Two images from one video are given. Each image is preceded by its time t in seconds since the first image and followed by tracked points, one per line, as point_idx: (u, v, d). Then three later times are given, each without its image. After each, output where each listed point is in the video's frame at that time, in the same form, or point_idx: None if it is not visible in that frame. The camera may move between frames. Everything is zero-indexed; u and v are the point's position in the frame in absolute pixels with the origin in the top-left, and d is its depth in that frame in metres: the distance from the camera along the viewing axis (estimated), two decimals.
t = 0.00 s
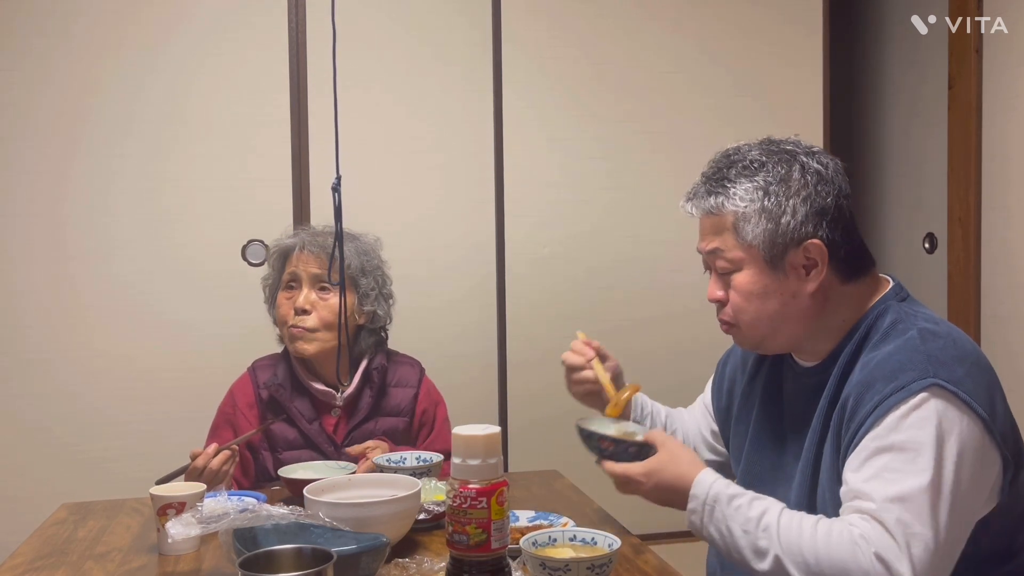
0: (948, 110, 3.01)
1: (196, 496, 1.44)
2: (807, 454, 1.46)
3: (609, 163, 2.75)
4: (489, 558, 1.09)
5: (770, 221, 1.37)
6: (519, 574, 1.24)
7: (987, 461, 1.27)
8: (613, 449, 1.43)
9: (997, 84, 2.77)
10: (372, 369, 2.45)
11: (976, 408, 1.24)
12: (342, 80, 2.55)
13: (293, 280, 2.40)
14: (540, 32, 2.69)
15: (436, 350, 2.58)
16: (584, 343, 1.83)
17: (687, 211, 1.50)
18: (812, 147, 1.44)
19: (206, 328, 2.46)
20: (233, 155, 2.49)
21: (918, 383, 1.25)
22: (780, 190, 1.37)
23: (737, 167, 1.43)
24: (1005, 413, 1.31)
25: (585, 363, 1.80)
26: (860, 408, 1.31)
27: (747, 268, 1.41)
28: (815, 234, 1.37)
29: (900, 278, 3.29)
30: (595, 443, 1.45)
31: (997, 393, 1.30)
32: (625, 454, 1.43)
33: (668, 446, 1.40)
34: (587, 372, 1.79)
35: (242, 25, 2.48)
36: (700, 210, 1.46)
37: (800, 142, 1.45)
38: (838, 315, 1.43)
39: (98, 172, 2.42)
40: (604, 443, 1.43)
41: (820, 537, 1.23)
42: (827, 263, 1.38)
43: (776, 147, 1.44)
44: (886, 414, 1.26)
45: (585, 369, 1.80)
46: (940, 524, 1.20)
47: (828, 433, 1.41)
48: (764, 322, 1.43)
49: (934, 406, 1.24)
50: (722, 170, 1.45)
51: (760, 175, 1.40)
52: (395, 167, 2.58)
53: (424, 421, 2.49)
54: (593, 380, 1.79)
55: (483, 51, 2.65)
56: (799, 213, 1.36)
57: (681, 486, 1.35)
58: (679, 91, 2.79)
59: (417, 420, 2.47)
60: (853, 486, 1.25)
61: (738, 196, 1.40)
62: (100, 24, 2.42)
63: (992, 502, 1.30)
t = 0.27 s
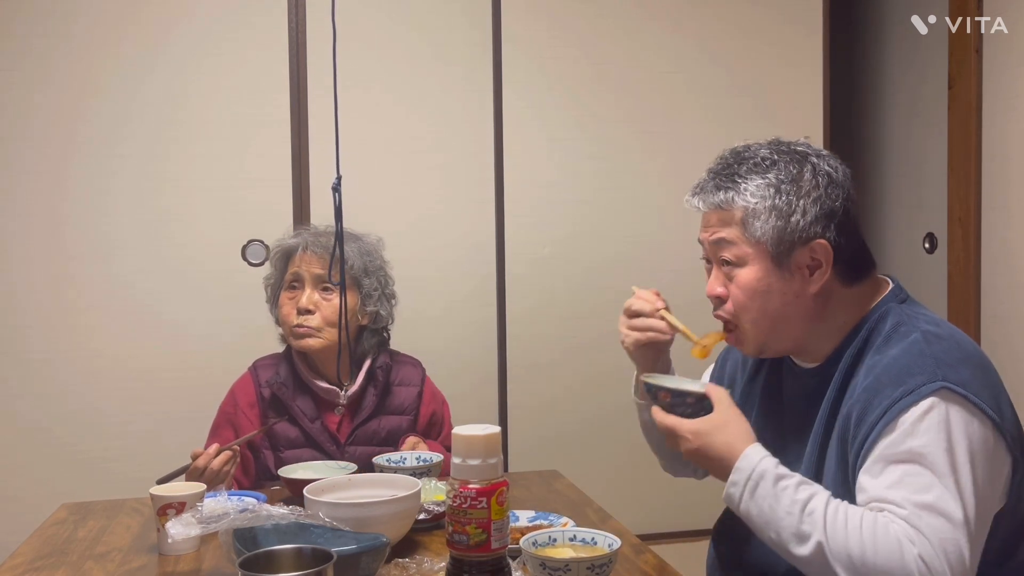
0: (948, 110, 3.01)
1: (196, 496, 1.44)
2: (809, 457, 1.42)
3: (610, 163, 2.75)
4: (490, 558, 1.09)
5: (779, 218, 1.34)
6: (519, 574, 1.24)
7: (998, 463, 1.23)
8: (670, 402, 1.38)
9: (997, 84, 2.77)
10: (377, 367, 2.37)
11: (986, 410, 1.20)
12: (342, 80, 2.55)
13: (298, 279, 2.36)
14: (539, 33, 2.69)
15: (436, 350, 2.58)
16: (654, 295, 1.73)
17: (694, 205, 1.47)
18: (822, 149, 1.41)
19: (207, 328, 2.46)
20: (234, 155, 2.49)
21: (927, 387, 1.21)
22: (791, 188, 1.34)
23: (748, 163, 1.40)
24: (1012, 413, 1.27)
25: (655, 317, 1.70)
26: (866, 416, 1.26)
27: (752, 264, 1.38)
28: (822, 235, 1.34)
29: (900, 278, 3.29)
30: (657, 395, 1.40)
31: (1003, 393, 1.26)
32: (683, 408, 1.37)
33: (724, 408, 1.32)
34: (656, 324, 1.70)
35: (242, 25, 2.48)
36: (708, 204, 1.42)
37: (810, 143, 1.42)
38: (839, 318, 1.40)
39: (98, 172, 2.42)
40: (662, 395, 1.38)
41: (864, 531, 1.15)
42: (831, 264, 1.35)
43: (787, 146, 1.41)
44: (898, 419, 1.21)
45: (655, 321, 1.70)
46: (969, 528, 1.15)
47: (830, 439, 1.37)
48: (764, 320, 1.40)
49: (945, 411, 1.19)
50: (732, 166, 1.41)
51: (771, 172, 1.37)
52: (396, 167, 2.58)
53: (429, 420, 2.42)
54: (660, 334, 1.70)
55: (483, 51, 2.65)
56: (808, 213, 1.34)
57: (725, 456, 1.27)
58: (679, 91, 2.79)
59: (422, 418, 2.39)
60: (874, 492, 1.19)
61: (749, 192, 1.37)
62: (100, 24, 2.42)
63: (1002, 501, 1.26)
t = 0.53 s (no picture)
0: (948, 110, 3.01)
1: (196, 496, 1.44)
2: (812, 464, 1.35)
3: (610, 164, 2.75)
4: (490, 558, 1.09)
5: (797, 221, 1.26)
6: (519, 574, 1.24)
7: (1007, 464, 1.19)
8: (696, 383, 1.32)
9: (997, 84, 2.77)
10: (377, 368, 2.30)
11: (995, 413, 1.15)
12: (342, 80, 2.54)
13: (301, 280, 2.32)
14: (539, 34, 2.69)
15: (436, 350, 2.59)
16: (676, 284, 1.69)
17: (701, 202, 1.36)
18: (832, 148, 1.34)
19: (207, 328, 2.46)
20: (234, 155, 2.49)
21: (937, 390, 1.15)
22: (808, 189, 1.26)
23: (761, 161, 1.30)
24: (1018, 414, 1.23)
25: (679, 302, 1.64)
26: (874, 422, 1.20)
27: (766, 265, 1.29)
28: (837, 238, 1.28)
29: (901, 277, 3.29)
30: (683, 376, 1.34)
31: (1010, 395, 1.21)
32: (708, 391, 1.31)
33: (750, 395, 1.26)
34: (677, 309, 1.63)
35: (243, 25, 2.48)
36: (718, 203, 1.32)
37: (819, 141, 1.34)
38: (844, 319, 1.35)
39: (98, 172, 2.42)
40: (689, 375, 1.32)
41: (884, 529, 1.09)
42: (844, 267, 1.29)
43: (798, 144, 1.32)
44: (907, 423, 1.15)
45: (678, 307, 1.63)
46: (984, 531, 1.11)
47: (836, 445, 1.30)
48: (774, 323, 1.32)
49: (955, 415, 1.14)
50: (745, 164, 1.32)
51: (786, 172, 1.28)
52: (396, 167, 2.58)
53: (430, 422, 2.35)
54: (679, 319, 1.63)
55: (483, 52, 2.65)
56: (824, 215, 1.26)
57: (745, 444, 1.22)
58: (680, 91, 2.79)
59: (423, 420, 2.33)
60: (887, 495, 1.14)
61: (765, 192, 1.27)
62: (100, 24, 2.42)
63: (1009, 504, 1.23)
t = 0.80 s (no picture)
0: (948, 110, 3.01)
1: (196, 496, 1.44)
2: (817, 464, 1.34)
3: (610, 164, 2.75)
4: (490, 558, 1.09)
5: (802, 228, 1.24)
6: (519, 574, 1.24)
7: (1012, 467, 1.19)
8: (703, 382, 1.34)
9: (998, 83, 2.77)
10: (377, 369, 2.31)
11: (1001, 416, 1.15)
12: (342, 80, 2.54)
13: (300, 280, 2.33)
14: (539, 33, 2.69)
15: (436, 350, 2.58)
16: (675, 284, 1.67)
17: (702, 211, 1.34)
18: (830, 150, 1.32)
19: (207, 328, 2.46)
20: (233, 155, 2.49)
21: (943, 394, 1.15)
22: (811, 195, 1.24)
23: (761, 168, 1.28)
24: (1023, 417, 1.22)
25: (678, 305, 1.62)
26: (879, 424, 1.20)
27: (771, 273, 1.27)
28: (842, 242, 1.26)
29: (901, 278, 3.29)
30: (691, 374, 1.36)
31: (1016, 398, 1.21)
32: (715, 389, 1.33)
33: (755, 394, 1.26)
34: (676, 312, 1.62)
35: (242, 25, 2.48)
36: (720, 212, 1.30)
37: (817, 144, 1.32)
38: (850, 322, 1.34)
39: (97, 172, 2.42)
40: (696, 374, 1.34)
41: (887, 532, 1.09)
42: (850, 270, 1.27)
43: (797, 148, 1.30)
44: (912, 426, 1.15)
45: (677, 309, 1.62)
46: (989, 535, 1.11)
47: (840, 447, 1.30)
48: (780, 330, 1.30)
49: (961, 419, 1.14)
50: (745, 172, 1.29)
51: (788, 179, 1.26)
52: (396, 168, 2.58)
53: (429, 423, 2.34)
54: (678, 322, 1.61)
55: (483, 52, 2.65)
56: (829, 221, 1.24)
57: (749, 442, 1.22)
58: (680, 90, 2.79)
59: (422, 421, 2.32)
60: (890, 498, 1.14)
61: (768, 200, 1.25)
62: (100, 24, 2.42)
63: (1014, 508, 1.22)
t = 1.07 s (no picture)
0: (948, 110, 3.01)
1: (196, 496, 1.44)
2: (820, 465, 1.32)
3: (610, 164, 2.75)
4: (490, 558, 1.09)
5: (806, 224, 1.23)
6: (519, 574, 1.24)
7: (1015, 469, 1.18)
8: (694, 391, 1.31)
9: (997, 84, 2.77)
10: (376, 370, 2.30)
11: (1005, 419, 1.14)
12: (342, 80, 2.54)
13: (299, 281, 2.32)
14: (539, 33, 2.69)
15: (436, 350, 2.58)
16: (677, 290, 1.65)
17: (704, 211, 1.33)
18: (831, 148, 1.32)
19: (207, 327, 2.46)
20: (233, 154, 2.49)
21: (947, 396, 1.14)
22: (814, 192, 1.24)
23: (764, 166, 1.27)
24: None
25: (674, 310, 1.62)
26: (883, 426, 1.18)
27: (776, 271, 1.26)
28: (846, 239, 1.25)
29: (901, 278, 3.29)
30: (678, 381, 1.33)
31: (1019, 400, 1.20)
32: (707, 398, 1.30)
33: (750, 401, 1.24)
34: (671, 318, 1.61)
35: (241, 24, 2.48)
36: (723, 211, 1.29)
37: (818, 142, 1.32)
38: (855, 320, 1.32)
39: (96, 172, 2.42)
40: (686, 383, 1.31)
41: (889, 538, 1.08)
42: (855, 266, 1.26)
43: (798, 146, 1.30)
44: (917, 429, 1.14)
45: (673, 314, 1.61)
46: (992, 537, 1.10)
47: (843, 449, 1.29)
48: (786, 328, 1.29)
49: (965, 421, 1.13)
50: (747, 170, 1.29)
51: (790, 176, 1.25)
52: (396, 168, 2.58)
53: (429, 422, 2.36)
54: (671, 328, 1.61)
55: (483, 52, 2.65)
56: (832, 217, 1.24)
57: (746, 451, 1.20)
58: (680, 90, 2.79)
59: (423, 420, 2.34)
60: (893, 501, 1.12)
61: (771, 197, 1.24)
62: (99, 24, 2.42)
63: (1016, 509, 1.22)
